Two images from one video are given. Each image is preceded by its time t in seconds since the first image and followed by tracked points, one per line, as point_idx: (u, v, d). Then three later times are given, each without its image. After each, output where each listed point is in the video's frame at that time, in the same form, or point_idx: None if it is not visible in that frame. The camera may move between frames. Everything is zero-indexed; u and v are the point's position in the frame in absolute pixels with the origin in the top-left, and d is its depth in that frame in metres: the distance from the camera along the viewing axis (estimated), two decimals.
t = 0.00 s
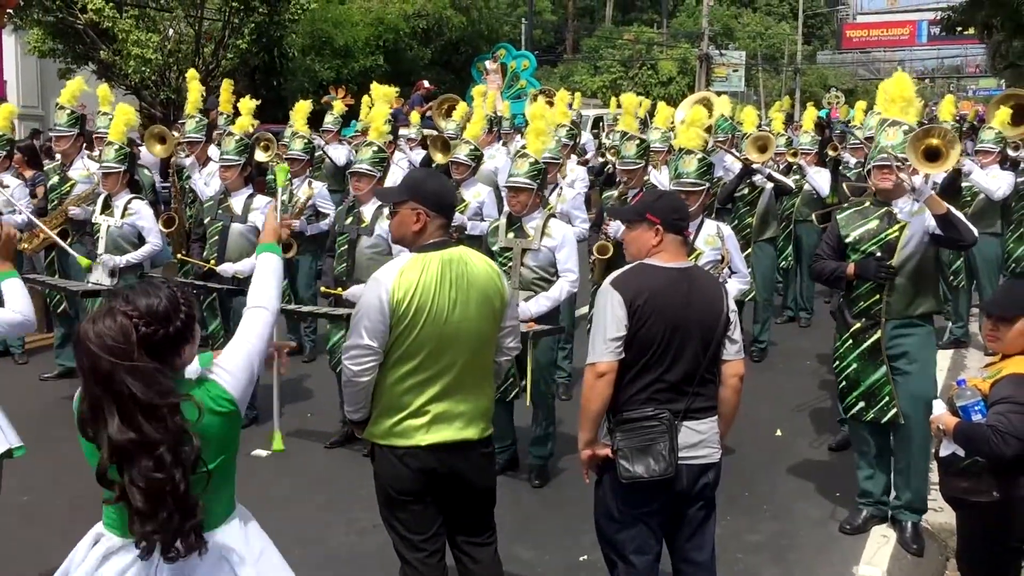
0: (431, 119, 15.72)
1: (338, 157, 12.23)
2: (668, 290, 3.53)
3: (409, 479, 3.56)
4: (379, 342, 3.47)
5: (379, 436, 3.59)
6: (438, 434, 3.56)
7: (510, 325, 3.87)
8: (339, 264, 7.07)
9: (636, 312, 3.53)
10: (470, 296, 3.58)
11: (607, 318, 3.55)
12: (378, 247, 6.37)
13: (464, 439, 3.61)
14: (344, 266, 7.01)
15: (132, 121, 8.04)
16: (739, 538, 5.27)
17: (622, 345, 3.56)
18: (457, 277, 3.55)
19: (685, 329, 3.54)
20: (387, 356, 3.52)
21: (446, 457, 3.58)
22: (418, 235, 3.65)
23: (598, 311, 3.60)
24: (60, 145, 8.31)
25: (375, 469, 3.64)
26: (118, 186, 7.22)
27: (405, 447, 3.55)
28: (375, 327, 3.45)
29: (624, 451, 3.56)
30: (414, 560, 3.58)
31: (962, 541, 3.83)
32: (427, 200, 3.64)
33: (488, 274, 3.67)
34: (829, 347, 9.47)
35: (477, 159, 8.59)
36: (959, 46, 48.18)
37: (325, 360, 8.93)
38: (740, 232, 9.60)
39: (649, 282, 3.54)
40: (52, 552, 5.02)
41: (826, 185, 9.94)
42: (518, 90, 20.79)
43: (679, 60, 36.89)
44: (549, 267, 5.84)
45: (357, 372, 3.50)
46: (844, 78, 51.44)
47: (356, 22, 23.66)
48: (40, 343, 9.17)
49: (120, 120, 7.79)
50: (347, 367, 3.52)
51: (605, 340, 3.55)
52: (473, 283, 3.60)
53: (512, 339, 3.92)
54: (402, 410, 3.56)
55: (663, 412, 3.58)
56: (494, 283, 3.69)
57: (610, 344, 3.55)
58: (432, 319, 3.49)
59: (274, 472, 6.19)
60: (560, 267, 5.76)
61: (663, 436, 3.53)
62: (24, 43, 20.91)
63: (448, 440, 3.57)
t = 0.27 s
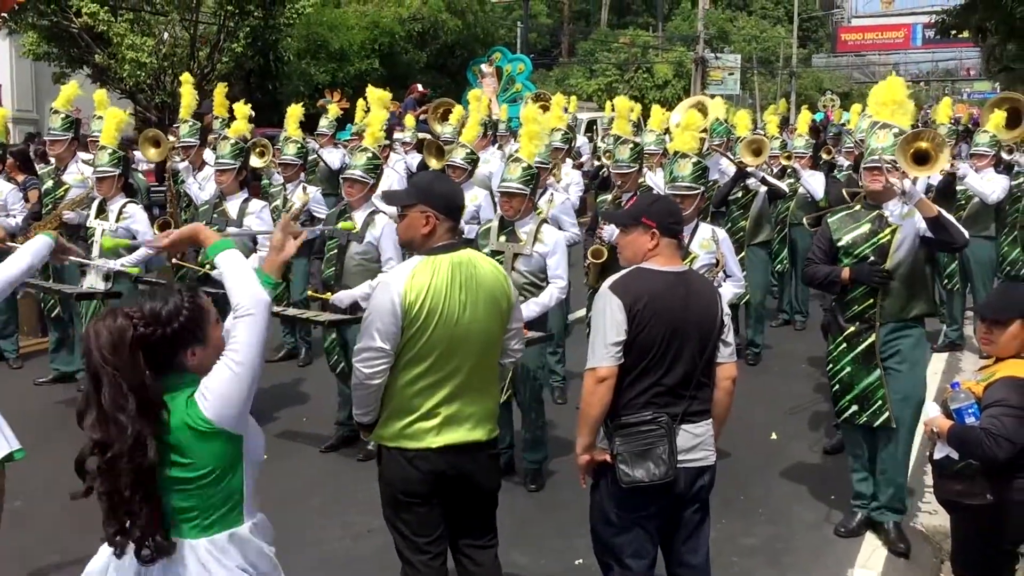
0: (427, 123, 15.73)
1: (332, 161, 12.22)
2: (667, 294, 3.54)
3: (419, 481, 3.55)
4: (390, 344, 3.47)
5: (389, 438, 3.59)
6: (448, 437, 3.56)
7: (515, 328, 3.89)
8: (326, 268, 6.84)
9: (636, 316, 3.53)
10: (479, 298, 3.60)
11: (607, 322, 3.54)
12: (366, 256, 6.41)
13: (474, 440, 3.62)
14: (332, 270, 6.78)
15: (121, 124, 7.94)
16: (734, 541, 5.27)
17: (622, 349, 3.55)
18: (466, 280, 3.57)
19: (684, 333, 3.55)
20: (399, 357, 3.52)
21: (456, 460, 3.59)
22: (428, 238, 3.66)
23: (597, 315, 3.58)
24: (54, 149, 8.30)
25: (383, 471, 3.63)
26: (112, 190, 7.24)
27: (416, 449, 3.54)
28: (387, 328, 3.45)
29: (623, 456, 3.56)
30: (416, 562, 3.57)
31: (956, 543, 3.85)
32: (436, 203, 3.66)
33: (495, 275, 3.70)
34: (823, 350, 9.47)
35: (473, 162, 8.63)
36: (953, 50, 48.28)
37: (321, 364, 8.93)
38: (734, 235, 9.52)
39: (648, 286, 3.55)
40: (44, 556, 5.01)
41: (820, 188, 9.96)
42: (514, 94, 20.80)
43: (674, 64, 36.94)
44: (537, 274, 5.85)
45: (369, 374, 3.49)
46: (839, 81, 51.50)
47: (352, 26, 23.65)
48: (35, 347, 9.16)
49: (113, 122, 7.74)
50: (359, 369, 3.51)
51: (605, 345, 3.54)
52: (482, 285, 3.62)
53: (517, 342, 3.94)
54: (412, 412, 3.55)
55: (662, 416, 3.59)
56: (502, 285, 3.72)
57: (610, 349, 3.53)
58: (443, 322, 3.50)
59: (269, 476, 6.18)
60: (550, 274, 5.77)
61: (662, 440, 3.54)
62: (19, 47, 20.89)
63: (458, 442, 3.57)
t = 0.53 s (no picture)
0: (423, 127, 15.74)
1: (329, 166, 12.22)
2: (666, 298, 3.56)
3: (428, 485, 3.55)
4: (403, 346, 3.47)
5: (398, 442, 3.59)
6: (458, 440, 3.58)
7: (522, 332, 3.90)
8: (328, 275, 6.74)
9: (634, 321, 3.53)
10: (489, 301, 3.62)
11: (606, 328, 3.54)
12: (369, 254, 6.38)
13: (483, 443, 3.64)
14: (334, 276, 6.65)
15: (115, 129, 7.92)
16: (731, 545, 5.27)
17: (620, 355, 3.55)
18: (478, 284, 3.60)
19: (683, 337, 3.57)
20: (410, 362, 3.53)
21: (466, 463, 3.59)
22: (439, 242, 3.67)
23: (595, 320, 3.58)
24: (51, 155, 8.30)
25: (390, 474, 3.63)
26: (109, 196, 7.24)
27: (427, 452, 3.55)
28: (400, 331, 3.45)
29: (621, 461, 3.55)
30: (421, 565, 3.56)
31: (952, 546, 3.85)
32: (447, 208, 3.67)
33: (505, 280, 3.73)
34: (819, 354, 9.48)
35: (469, 168, 8.66)
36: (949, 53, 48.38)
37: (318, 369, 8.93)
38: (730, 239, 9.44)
39: (646, 290, 3.56)
40: (40, 563, 5.01)
41: (816, 192, 9.98)
42: (510, 98, 20.81)
43: (670, 67, 37.02)
44: (537, 275, 5.87)
45: (382, 377, 3.49)
46: (835, 85, 51.59)
47: (348, 31, 23.66)
48: (31, 353, 9.16)
49: (109, 128, 7.76)
50: (371, 372, 3.51)
51: (603, 350, 3.54)
52: (492, 289, 3.65)
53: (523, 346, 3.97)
54: (422, 415, 3.56)
55: (661, 420, 3.60)
56: (510, 289, 3.75)
57: (608, 354, 3.53)
58: (456, 326, 3.52)
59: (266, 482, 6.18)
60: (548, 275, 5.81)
61: (660, 444, 3.54)
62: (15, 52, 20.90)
63: (469, 445, 3.59)
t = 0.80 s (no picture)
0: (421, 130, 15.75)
1: (326, 169, 12.23)
2: (663, 302, 3.56)
3: (434, 488, 3.56)
4: (413, 347, 3.46)
5: (406, 444, 3.60)
6: (464, 443, 3.59)
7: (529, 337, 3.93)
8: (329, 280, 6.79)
9: (631, 325, 3.53)
10: (498, 304, 3.62)
11: (603, 332, 3.54)
12: (374, 259, 6.39)
13: (489, 446, 3.64)
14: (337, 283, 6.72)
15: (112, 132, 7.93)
16: (729, 548, 5.28)
17: (617, 358, 3.55)
18: (487, 286, 3.59)
19: (680, 340, 3.57)
20: (417, 364, 3.52)
21: (471, 466, 3.61)
22: (449, 244, 3.67)
23: (592, 324, 3.58)
24: (48, 158, 8.28)
25: (395, 476, 3.66)
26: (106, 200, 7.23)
27: (433, 455, 3.56)
28: (411, 332, 3.44)
29: (619, 465, 3.55)
30: (425, 568, 3.60)
31: (950, 549, 3.85)
32: (457, 210, 3.67)
33: (514, 283, 3.73)
34: (817, 357, 9.48)
35: (466, 171, 8.68)
36: (947, 56, 48.45)
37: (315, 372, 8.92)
38: (729, 242, 9.38)
39: (643, 294, 3.56)
40: (37, 566, 5.00)
41: (813, 195, 9.98)
42: (508, 101, 20.83)
43: (668, 70, 37.07)
44: (538, 278, 5.88)
45: (392, 377, 3.48)
46: (832, 87, 51.67)
47: (345, 34, 23.66)
48: (28, 356, 9.15)
49: (105, 131, 7.76)
50: (381, 372, 3.50)
51: (600, 354, 3.54)
52: (501, 292, 3.64)
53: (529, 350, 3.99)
54: (429, 417, 3.56)
55: (659, 423, 3.60)
56: (518, 293, 3.74)
57: (605, 358, 3.53)
58: (464, 328, 3.51)
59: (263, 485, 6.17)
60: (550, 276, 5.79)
61: (658, 448, 3.54)
62: (13, 55, 20.92)
63: (475, 447, 3.60)
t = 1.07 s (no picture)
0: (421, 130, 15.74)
1: (326, 168, 12.22)
2: (663, 302, 3.56)
3: (438, 487, 3.56)
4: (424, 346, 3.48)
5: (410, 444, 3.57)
6: (469, 442, 3.59)
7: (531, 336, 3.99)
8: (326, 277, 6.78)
9: (631, 325, 3.53)
10: (505, 305, 3.66)
11: (602, 333, 3.54)
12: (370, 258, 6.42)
13: (495, 445, 3.66)
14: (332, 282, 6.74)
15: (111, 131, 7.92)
16: (727, 548, 5.28)
17: (617, 359, 3.55)
18: (493, 287, 3.62)
19: (680, 340, 3.57)
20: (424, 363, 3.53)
21: (475, 466, 3.61)
22: (457, 244, 3.70)
23: (591, 324, 3.58)
24: (47, 157, 8.27)
25: (399, 475, 3.62)
26: (105, 199, 7.20)
27: (437, 454, 3.55)
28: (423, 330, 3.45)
29: (618, 465, 3.55)
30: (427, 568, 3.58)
31: (948, 551, 3.86)
32: (466, 211, 3.71)
33: (518, 284, 3.77)
34: (816, 357, 9.47)
35: (465, 170, 8.69)
36: (945, 56, 48.48)
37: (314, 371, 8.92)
38: (726, 242, 9.44)
39: (643, 294, 3.56)
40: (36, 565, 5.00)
41: (812, 195, 10.00)
42: (507, 100, 20.83)
43: (667, 70, 37.07)
44: (535, 278, 5.87)
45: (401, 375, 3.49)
46: (831, 87, 51.68)
47: (345, 33, 23.65)
48: (27, 355, 9.14)
49: (105, 130, 7.76)
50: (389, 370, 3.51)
51: (600, 355, 3.53)
52: (508, 293, 3.68)
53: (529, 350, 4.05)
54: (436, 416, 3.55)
55: (658, 423, 3.60)
56: (522, 294, 3.78)
57: (605, 358, 3.53)
58: (471, 328, 3.54)
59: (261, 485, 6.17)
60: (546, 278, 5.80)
61: (657, 448, 3.54)
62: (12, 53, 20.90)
63: (481, 446, 3.61)
